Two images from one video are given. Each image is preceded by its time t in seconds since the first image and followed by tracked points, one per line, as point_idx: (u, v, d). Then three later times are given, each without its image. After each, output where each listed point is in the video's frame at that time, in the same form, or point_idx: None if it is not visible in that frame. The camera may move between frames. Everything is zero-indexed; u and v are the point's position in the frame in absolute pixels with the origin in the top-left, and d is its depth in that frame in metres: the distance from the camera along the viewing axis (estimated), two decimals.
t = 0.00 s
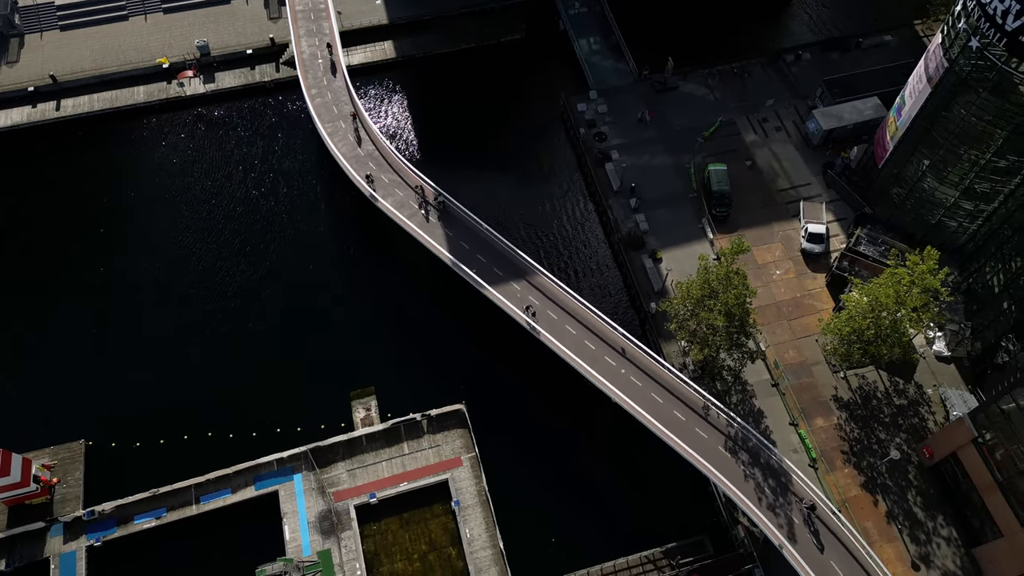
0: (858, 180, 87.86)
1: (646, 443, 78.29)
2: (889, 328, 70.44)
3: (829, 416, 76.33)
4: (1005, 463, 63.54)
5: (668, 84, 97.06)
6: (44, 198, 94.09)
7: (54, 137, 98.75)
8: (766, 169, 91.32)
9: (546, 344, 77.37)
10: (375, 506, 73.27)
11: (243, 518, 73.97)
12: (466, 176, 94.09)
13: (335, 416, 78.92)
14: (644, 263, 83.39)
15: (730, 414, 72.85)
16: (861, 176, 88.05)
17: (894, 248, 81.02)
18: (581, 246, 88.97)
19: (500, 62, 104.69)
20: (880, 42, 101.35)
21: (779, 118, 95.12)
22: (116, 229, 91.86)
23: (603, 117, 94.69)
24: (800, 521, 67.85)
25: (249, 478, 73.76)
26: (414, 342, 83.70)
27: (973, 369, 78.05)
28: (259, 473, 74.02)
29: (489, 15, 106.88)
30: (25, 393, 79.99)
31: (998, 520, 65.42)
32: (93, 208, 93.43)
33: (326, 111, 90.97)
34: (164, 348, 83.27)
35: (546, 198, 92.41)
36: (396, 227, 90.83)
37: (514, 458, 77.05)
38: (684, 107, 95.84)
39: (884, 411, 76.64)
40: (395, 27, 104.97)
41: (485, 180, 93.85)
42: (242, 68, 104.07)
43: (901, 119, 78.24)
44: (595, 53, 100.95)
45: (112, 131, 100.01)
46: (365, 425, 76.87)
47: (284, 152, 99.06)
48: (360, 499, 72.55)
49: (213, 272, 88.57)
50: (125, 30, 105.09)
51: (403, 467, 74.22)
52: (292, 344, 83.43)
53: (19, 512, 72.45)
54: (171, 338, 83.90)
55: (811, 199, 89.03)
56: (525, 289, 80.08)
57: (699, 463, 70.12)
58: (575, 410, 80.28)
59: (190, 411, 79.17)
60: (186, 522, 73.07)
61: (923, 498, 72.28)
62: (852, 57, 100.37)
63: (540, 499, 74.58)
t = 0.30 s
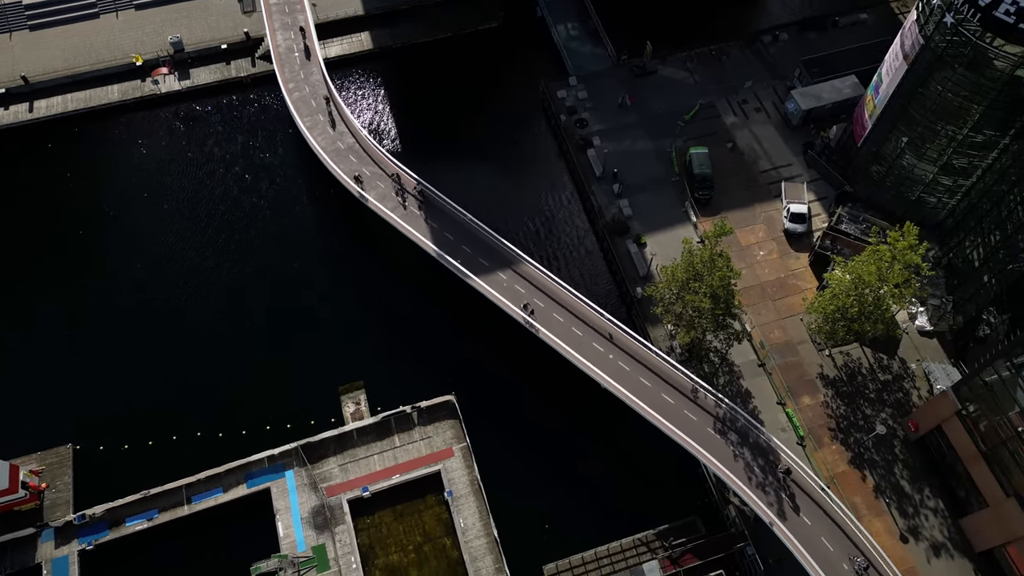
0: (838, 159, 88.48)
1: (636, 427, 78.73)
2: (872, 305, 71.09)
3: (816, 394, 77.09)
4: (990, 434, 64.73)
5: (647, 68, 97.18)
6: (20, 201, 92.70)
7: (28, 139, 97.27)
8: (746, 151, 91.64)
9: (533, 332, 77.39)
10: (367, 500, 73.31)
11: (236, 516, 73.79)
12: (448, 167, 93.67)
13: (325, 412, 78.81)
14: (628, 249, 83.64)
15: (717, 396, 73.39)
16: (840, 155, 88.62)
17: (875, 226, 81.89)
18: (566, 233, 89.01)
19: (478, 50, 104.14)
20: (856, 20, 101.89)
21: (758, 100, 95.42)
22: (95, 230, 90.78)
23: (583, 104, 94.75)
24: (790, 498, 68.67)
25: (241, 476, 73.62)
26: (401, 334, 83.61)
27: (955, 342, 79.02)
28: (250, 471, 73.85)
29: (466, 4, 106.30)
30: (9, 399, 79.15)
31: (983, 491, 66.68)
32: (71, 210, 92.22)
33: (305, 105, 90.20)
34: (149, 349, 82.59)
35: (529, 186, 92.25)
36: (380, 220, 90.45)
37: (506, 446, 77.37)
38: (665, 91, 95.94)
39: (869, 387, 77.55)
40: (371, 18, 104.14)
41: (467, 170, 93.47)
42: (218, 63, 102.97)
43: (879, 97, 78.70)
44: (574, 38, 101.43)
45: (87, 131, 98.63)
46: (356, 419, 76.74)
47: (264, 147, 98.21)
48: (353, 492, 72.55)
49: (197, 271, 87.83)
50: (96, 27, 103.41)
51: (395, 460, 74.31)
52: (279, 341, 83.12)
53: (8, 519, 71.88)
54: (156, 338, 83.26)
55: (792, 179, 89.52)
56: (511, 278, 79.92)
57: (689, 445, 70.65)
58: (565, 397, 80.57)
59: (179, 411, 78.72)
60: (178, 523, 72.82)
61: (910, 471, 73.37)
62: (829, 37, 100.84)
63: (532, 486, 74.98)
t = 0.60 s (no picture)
0: (821, 139, 88.85)
1: (626, 411, 79.21)
2: (857, 283, 71.63)
3: (803, 373, 77.79)
4: (975, 407, 65.78)
5: (628, 53, 97.20)
6: None
7: (4, 141, 96.03)
8: (729, 133, 91.88)
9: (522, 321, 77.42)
10: (361, 493, 73.43)
11: (230, 513, 73.75)
12: (432, 158, 93.24)
13: (316, 407, 78.69)
14: (614, 235, 83.93)
15: (707, 378, 73.87)
16: (822, 136, 89.09)
17: (858, 205, 81.98)
18: (552, 221, 88.98)
19: (459, 39, 103.62)
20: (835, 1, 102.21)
21: (740, 82, 95.59)
22: (77, 232, 89.79)
23: (565, 91, 95.10)
24: (780, 477, 69.40)
25: (233, 474, 73.45)
26: (390, 327, 83.48)
27: (938, 318, 79.83)
28: (243, 469, 73.68)
29: None
30: None
31: (970, 463, 67.80)
32: (51, 212, 91.14)
33: (285, 100, 89.55)
34: (136, 350, 81.99)
35: (514, 175, 92.11)
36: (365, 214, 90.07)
37: (497, 435, 77.65)
38: (646, 76, 96.01)
39: (856, 364, 78.33)
40: (349, 9, 103.42)
41: (451, 160, 93.11)
42: (195, 59, 101.99)
43: (859, 77, 79.10)
44: (554, 25, 101.58)
45: (64, 131, 97.39)
46: (347, 413, 76.40)
47: (245, 143, 97.35)
48: (347, 486, 72.64)
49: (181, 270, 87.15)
50: (70, 26, 102.21)
51: (388, 452, 74.39)
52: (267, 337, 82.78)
53: None
54: (142, 339, 82.69)
55: (775, 161, 89.89)
56: (498, 268, 79.82)
57: (680, 428, 71.14)
58: (555, 384, 80.86)
59: (168, 411, 78.33)
60: (172, 523, 72.64)
61: (897, 446, 74.33)
62: (808, 17, 101.07)
63: (526, 473, 75.40)
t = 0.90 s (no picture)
0: (804, 121, 89.42)
1: (618, 397, 79.59)
2: (844, 263, 72.04)
3: (793, 354, 78.38)
4: (962, 382, 66.53)
5: (611, 39, 97.11)
6: None
7: None
8: (713, 117, 92.00)
9: (512, 310, 77.45)
10: (356, 486, 73.49)
11: (226, 510, 73.71)
12: (417, 149, 92.77)
13: (308, 402, 78.54)
14: (602, 222, 84.10)
15: (697, 361, 74.27)
16: (806, 117, 89.42)
17: (843, 184, 83.01)
18: (539, 209, 88.87)
19: (441, 29, 103.06)
20: None
21: (723, 66, 95.66)
22: (60, 232, 88.87)
23: (549, 78, 94.81)
24: (772, 457, 70.03)
25: (227, 471, 73.31)
26: (380, 320, 83.32)
27: (924, 295, 80.56)
28: (236, 465, 73.55)
29: None
30: None
31: (958, 438, 68.69)
32: (33, 214, 90.11)
33: (267, 94, 88.88)
34: (124, 350, 81.47)
35: (501, 164, 91.90)
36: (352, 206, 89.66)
37: (490, 425, 77.86)
38: (630, 62, 95.95)
39: (844, 344, 78.98)
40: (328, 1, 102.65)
41: (437, 151, 92.70)
42: (174, 54, 100.99)
43: (841, 57, 79.28)
44: (536, 12, 101.12)
45: (43, 131, 96.19)
46: (339, 407, 76.18)
47: (229, 138, 96.51)
48: (342, 480, 72.68)
49: (167, 268, 86.49)
50: (46, 24, 101.20)
51: (381, 445, 74.44)
52: (256, 333, 82.45)
53: None
54: (131, 338, 82.18)
55: (759, 144, 90.13)
56: (487, 258, 79.70)
57: (672, 412, 71.54)
58: (547, 372, 81.06)
59: (159, 410, 77.98)
60: (167, 521, 72.50)
61: (886, 423, 75.14)
62: None
63: (520, 461, 75.78)
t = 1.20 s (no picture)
0: (788, 103, 89.59)
1: (610, 382, 79.83)
2: (831, 244, 72.39)
3: (782, 335, 78.85)
4: (949, 358, 67.13)
5: (594, 25, 96.86)
6: None
7: None
8: (699, 101, 92.01)
9: (502, 298, 77.39)
10: (351, 479, 73.59)
11: (221, 507, 73.68)
12: (403, 140, 92.28)
13: (300, 396, 78.40)
14: (590, 208, 84.13)
15: (688, 345, 74.55)
16: (790, 98, 89.59)
17: (828, 165, 83.41)
18: (527, 198, 88.74)
19: (424, 18, 102.40)
20: None
21: (707, 49, 95.59)
22: (44, 232, 88.00)
23: (533, 65, 94.49)
24: (764, 438, 70.56)
25: (221, 467, 73.19)
26: (370, 313, 83.14)
27: (911, 274, 81.14)
28: (230, 462, 73.44)
29: None
30: None
31: (946, 414, 69.47)
32: (16, 214, 89.16)
33: (249, 87, 88.16)
34: (113, 350, 80.95)
35: (487, 153, 91.60)
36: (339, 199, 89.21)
37: (484, 414, 78.05)
38: (614, 47, 95.75)
39: (833, 324, 79.52)
40: None
41: (423, 141, 92.24)
42: (153, 50, 99.87)
43: (824, 38, 79.17)
44: None
45: (23, 131, 95.08)
46: (332, 401, 76.23)
47: (212, 134, 95.67)
48: (336, 473, 72.74)
49: (154, 266, 85.87)
50: (22, 22, 99.99)
51: (375, 437, 74.49)
52: (246, 329, 82.14)
53: None
54: (120, 337, 81.69)
55: (745, 127, 90.26)
56: (476, 248, 79.47)
57: (664, 396, 71.85)
58: (539, 360, 81.15)
59: (151, 409, 77.66)
60: (162, 520, 72.41)
61: (876, 401, 75.87)
62: None
63: (514, 449, 76.11)
